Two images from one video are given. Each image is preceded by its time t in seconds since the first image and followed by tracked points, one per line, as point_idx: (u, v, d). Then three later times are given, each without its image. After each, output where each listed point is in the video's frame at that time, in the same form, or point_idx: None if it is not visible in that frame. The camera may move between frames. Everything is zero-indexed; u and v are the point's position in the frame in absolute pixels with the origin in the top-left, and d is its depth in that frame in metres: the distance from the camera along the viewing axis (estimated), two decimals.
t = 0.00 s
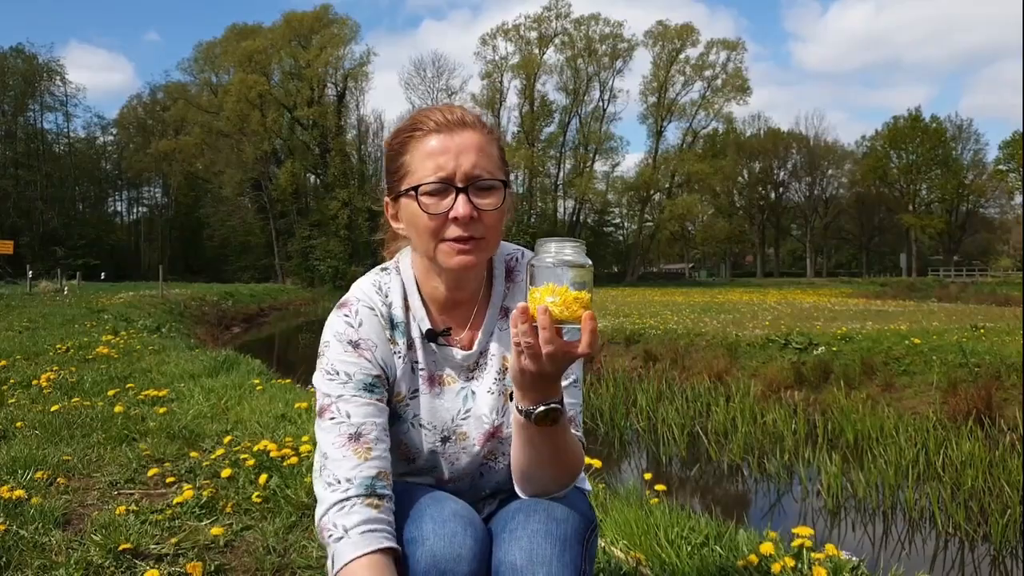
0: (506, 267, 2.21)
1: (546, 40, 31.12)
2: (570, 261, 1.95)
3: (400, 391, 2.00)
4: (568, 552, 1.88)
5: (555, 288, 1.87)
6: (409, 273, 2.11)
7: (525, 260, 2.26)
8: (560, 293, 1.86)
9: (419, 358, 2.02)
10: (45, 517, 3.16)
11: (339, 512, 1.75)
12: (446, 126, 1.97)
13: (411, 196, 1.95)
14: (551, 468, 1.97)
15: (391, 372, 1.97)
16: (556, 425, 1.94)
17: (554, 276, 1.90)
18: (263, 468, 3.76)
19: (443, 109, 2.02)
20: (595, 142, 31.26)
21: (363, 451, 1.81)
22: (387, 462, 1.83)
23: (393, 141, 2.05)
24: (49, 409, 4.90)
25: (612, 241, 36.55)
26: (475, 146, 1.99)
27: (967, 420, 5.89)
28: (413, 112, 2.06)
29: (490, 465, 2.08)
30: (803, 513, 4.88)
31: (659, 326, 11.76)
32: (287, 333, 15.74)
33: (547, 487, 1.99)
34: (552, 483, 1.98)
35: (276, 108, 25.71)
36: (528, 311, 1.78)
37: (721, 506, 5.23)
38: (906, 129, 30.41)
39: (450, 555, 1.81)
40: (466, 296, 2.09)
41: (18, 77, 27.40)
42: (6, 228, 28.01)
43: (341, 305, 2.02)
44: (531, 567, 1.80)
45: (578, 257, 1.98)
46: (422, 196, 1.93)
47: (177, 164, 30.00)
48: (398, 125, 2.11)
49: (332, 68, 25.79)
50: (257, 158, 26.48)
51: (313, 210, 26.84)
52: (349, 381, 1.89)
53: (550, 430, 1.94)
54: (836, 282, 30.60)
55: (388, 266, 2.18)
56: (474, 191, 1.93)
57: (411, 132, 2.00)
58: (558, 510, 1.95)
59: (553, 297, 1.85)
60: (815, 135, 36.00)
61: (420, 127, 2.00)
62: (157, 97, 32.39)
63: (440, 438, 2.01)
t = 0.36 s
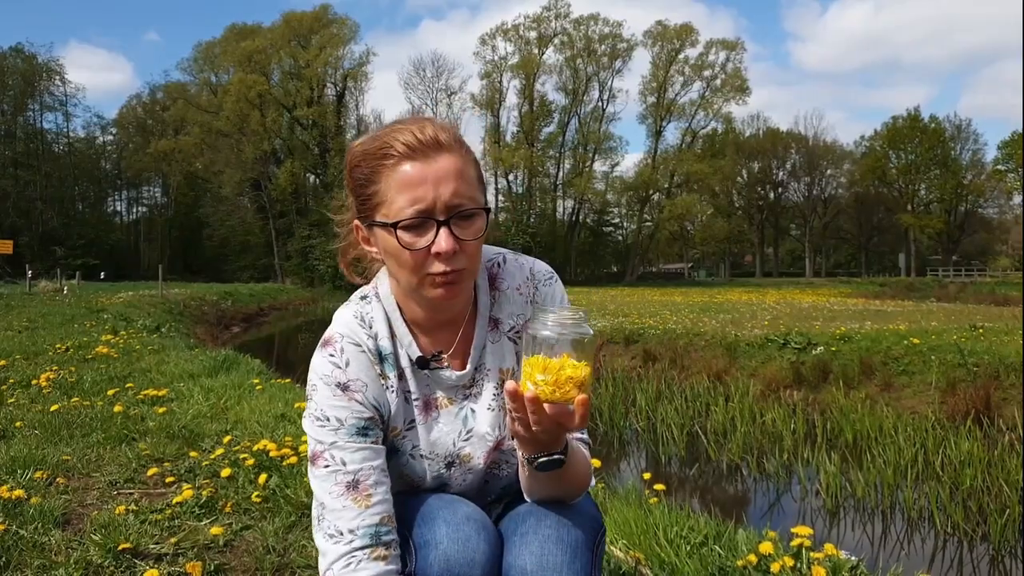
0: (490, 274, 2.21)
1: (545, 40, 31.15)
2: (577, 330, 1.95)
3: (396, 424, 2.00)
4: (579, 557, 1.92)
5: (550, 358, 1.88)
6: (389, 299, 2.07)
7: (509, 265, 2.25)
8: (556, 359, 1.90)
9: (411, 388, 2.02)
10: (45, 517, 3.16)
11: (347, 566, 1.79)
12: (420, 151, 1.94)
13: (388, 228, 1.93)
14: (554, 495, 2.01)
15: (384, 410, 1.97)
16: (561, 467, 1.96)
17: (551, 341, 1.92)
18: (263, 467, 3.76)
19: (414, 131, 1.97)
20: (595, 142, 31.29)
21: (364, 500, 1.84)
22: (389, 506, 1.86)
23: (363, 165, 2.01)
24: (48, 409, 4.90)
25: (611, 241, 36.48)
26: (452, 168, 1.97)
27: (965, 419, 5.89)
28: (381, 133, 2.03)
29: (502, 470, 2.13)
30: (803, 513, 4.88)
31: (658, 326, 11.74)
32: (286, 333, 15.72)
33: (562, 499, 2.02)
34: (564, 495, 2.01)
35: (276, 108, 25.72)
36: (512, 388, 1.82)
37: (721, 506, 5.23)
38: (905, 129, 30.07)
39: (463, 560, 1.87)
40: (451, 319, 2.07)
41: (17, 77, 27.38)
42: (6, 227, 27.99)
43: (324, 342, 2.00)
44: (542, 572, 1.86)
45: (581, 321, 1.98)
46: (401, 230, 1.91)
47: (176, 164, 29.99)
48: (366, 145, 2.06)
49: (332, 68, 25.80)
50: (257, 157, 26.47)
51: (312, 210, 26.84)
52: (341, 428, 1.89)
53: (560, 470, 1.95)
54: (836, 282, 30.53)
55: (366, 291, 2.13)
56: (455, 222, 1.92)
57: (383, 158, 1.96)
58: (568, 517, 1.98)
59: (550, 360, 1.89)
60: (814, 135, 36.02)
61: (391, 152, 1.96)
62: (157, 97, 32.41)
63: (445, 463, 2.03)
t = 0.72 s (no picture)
0: (479, 269, 2.20)
1: (544, 39, 31.14)
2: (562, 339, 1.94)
3: (375, 408, 2.02)
4: (570, 554, 1.89)
5: (536, 376, 1.88)
6: (377, 288, 2.10)
7: (499, 261, 2.24)
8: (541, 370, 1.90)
9: (394, 373, 2.03)
10: (43, 517, 3.16)
11: (305, 539, 1.82)
12: (406, 137, 1.97)
13: (372, 210, 1.96)
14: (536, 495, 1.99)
15: (363, 391, 2.00)
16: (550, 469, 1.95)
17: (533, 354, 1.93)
18: (261, 467, 3.74)
19: (401, 119, 2.00)
20: (594, 142, 31.32)
21: (328, 475, 1.87)
22: (353, 484, 1.89)
23: (353, 152, 2.05)
24: (46, 409, 4.89)
25: (610, 241, 36.41)
26: (438, 157, 1.99)
27: (965, 419, 5.89)
28: (372, 122, 2.06)
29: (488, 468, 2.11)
30: (801, 513, 4.89)
31: (657, 326, 11.73)
32: (286, 333, 15.72)
33: (550, 495, 2.00)
34: (552, 492, 1.99)
35: (275, 108, 25.71)
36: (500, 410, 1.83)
37: (720, 506, 5.23)
38: (904, 128, 30.55)
39: (454, 559, 1.83)
40: (437, 306, 2.08)
41: (16, 76, 27.37)
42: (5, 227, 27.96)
43: (310, 326, 2.06)
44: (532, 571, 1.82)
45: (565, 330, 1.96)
46: (383, 212, 1.93)
47: (175, 163, 29.96)
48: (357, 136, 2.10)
49: (332, 67, 25.82)
50: (256, 157, 26.45)
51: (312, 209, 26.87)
52: (316, 405, 1.95)
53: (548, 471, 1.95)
54: (836, 282, 30.50)
55: (358, 280, 2.17)
56: (438, 206, 1.93)
57: (369, 144, 2.00)
58: (557, 515, 1.95)
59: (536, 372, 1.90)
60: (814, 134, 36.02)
61: (378, 138, 1.99)
62: (156, 97, 32.38)
63: (425, 447, 2.03)
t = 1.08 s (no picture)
0: (493, 258, 2.22)
1: (544, 39, 31.14)
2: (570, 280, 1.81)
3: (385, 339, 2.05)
4: (537, 538, 1.85)
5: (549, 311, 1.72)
6: (395, 248, 2.20)
7: (511, 256, 2.26)
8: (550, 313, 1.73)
9: (403, 316, 2.08)
10: (41, 518, 3.15)
11: (346, 423, 1.83)
12: (441, 116, 1.97)
13: (400, 176, 1.97)
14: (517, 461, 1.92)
15: (378, 318, 2.06)
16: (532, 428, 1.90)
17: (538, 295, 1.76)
18: (259, 468, 3.75)
19: (437, 98, 2.00)
20: (594, 142, 31.37)
21: (363, 373, 1.89)
22: (388, 381, 1.90)
23: (390, 122, 2.04)
24: (45, 409, 4.89)
25: (610, 241, 36.31)
26: (467, 137, 1.99)
27: (964, 419, 5.89)
28: (411, 97, 2.06)
29: (465, 448, 2.03)
30: (801, 513, 4.88)
31: (656, 325, 11.72)
32: (285, 332, 15.73)
33: (518, 474, 1.94)
34: (520, 470, 1.93)
35: (274, 107, 25.69)
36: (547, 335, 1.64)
37: (720, 506, 5.21)
38: (904, 129, 30.86)
39: (414, 549, 1.78)
40: (449, 275, 2.14)
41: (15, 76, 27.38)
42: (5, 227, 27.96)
43: (333, 261, 2.18)
44: (497, 556, 1.78)
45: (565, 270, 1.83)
46: (412, 179, 1.95)
47: (175, 163, 29.95)
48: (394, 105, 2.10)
49: (331, 67, 25.83)
50: (255, 156, 26.44)
51: (311, 209, 26.89)
52: (342, 317, 2.00)
53: (522, 434, 1.89)
54: (836, 282, 30.53)
55: (380, 243, 2.29)
56: (461, 181, 1.95)
57: (406, 117, 2.00)
58: (528, 502, 1.91)
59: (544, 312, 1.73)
60: (813, 134, 36.03)
61: (416, 113, 1.99)
62: (156, 97, 32.39)
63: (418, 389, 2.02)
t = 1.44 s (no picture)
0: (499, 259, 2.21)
1: (543, 39, 31.16)
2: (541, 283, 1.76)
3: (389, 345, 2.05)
4: (523, 533, 1.84)
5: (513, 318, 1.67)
6: (405, 250, 2.18)
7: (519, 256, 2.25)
8: (516, 313, 1.68)
9: (406, 319, 2.07)
10: (39, 518, 3.16)
11: (350, 436, 1.87)
12: (463, 115, 2.00)
13: (420, 171, 1.98)
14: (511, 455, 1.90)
15: (383, 323, 2.05)
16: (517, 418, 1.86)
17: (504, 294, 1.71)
18: (258, 468, 3.75)
19: (462, 100, 2.04)
20: (593, 141, 31.40)
21: (366, 384, 1.91)
22: (391, 390, 1.92)
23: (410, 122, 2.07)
24: (43, 409, 4.89)
25: (609, 241, 36.21)
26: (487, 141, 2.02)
27: (963, 418, 5.90)
28: (433, 101, 2.10)
29: (464, 450, 2.04)
30: (800, 512, 4.89)
31: (656, 325, 11.72)
32: (285, 332, 15.74)
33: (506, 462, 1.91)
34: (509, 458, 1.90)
35: (274, 107, 25.69)
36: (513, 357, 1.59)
37: (719, 506, 5.21)
38: (904, 129, 30.98)
39: (399, 544, 1.77)
40: (458, 273, 2.13)
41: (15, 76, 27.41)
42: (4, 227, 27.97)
43: (339, 265, 2.15)
44: (484, 551, 1.77)
45: (540, 276, 1.79)
46: (432, 173, 1.96)
47: (174, 163, 29.94)
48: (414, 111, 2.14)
49: (331, 67, 25.85)
50: (255, 156, 26.42)
51: (311, 209, 26.90)
52: (347, 324, 2.00)
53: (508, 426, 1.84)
54: (836, 282, 30.52)
55: (390, 243, 2.26)
56: (479, 179, 1.96)
57: (429, 117, 2.02)
58: (518, 497, 1.91)
59: (512, 316, 1.67)
60: (812, 134, 36.08)
61: (439, 112, 2.02)
62: (155, 97, 32.40)
63: (419, 393, 2.03)
